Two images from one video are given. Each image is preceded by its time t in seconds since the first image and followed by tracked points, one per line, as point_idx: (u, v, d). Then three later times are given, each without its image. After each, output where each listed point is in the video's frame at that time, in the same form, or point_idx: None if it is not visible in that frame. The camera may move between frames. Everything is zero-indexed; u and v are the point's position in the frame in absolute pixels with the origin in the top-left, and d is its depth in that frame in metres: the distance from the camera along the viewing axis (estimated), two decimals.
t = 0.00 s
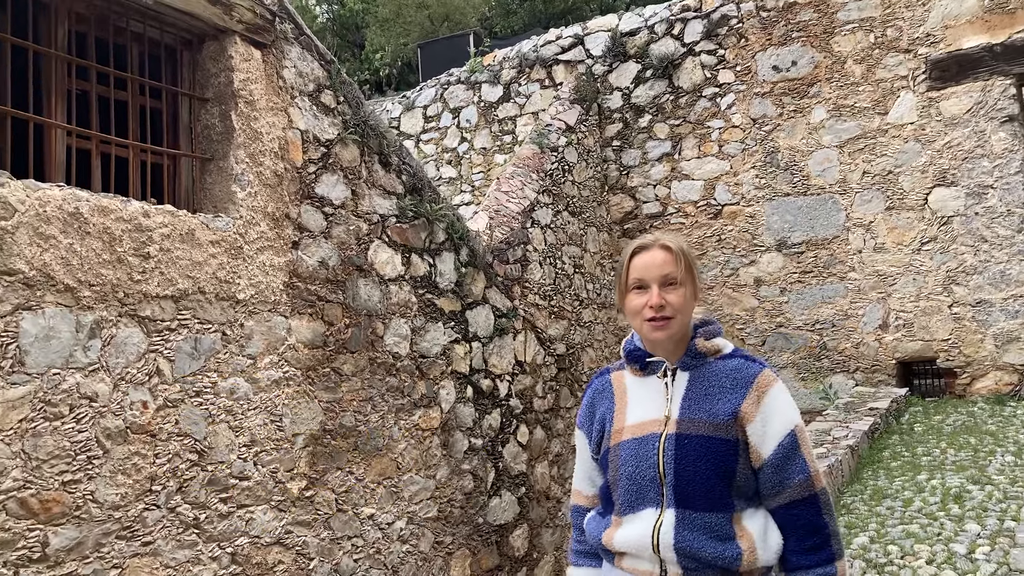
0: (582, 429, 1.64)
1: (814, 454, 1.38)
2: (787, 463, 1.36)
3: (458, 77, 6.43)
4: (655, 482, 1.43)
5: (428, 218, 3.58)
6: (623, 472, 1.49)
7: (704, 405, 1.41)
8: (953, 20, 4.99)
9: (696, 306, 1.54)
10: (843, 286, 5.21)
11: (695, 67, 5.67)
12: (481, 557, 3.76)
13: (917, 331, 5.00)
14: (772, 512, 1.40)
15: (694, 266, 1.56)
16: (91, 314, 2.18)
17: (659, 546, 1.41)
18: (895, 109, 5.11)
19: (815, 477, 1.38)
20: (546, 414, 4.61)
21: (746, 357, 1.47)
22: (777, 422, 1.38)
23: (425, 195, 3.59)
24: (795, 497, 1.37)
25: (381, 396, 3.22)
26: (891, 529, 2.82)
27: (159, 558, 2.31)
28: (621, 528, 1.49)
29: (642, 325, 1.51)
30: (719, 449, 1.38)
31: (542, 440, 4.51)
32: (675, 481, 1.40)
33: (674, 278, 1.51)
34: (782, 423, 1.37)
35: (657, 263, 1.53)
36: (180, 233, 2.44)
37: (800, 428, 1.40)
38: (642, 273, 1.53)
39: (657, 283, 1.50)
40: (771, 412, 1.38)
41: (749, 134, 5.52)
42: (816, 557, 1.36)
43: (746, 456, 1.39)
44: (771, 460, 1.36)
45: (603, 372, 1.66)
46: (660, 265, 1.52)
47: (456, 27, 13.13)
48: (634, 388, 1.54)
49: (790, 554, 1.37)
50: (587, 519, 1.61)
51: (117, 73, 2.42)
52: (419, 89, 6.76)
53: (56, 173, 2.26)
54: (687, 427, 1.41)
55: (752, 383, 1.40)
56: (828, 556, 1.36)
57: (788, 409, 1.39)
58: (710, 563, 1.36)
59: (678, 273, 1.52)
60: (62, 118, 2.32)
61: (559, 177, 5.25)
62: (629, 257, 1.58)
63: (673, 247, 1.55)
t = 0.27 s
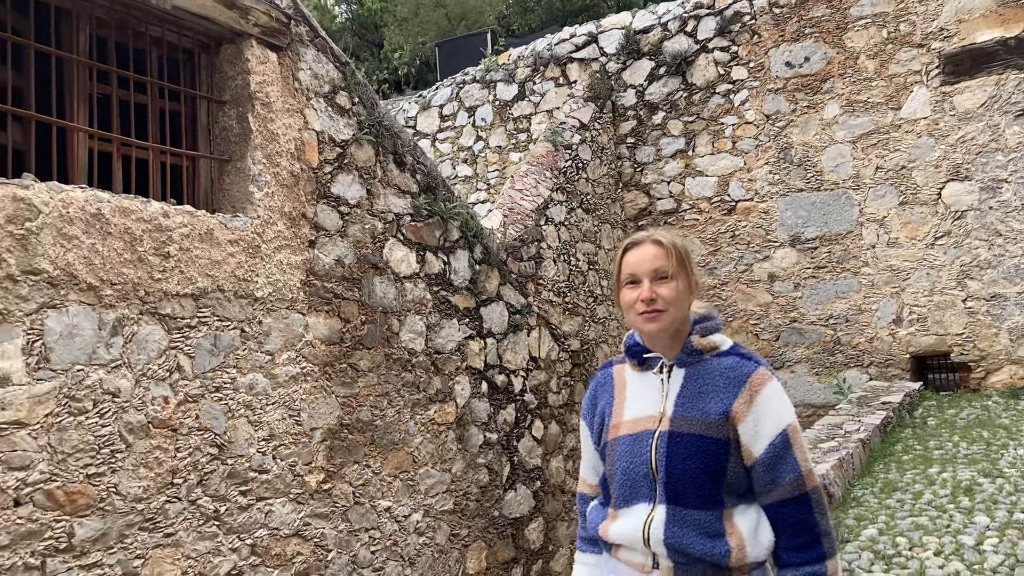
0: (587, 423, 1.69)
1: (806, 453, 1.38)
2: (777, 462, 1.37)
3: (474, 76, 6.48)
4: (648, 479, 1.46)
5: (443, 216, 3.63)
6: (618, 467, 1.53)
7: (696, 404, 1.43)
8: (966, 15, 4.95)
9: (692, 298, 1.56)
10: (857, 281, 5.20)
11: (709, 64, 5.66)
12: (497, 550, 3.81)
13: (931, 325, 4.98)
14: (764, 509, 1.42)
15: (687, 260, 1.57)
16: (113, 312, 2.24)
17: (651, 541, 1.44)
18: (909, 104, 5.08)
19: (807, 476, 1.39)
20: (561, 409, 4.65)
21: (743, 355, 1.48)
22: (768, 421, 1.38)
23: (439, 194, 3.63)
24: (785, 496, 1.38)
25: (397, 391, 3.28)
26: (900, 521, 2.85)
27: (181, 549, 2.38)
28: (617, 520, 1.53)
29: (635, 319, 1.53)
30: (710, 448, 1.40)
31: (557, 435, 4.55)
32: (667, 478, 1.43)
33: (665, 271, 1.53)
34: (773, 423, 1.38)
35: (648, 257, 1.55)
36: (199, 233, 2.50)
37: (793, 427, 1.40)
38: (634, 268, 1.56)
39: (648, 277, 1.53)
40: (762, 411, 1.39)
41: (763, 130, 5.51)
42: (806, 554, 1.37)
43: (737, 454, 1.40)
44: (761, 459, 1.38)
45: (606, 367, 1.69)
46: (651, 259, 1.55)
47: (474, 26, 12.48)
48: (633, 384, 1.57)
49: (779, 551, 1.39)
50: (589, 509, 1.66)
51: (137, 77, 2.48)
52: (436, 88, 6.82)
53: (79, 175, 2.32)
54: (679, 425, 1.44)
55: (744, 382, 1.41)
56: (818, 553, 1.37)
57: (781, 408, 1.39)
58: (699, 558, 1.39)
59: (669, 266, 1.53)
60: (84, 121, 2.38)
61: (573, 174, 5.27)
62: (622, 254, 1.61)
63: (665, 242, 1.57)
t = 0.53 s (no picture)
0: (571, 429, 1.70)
1: (778, 461, 1.38)
2: (750, 470, 1.37)
3: (487, 76, 6.51)
4: (624, 486, 1.47)
5: (454, 218, 3.64)
6: (597, 473, 1.54)
7: (673, 412, 1.44)
8: (980, 12, 4.84)
9: (673, 309, 1.55)
10: (870, 281, 5.14)
11: (722, 63, 5.60)
12: (509, 549, 3.83)
13: (946, 325, 4.90)
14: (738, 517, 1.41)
15: (669, 272, 1.56)
16: (126, 315, 2.29)
17: (627, 547, 1.45)
18: (923, 103, 4.99)
19: (779, 483, 1.38)
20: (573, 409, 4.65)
21: (721, 364, 1.47)
22: (742, 430, 1.38)
23: (449, 196, 3.64)
24: (758, 504, 1.37)
25: (408, 392, 3.30)
26: (907, 522, 2.84)
27: (193, 548, 2.42)
28: (595, 526, 1.54)
29: (617, 331, 1.53)
30: (685, 456, 1.40)
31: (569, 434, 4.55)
32: (642, 485, 1.44)
33: (646, 284, 1.52)
34: (747, 431, 1.38)
35: (629, 269, 1.54)
36: (211, 237, 2.53)
37: (767, 435, 1.40)
38: (616, 280, 1.55)
39: (630, 289, 1.52)
40: (736, 420, 1.38)
41: (776, 129, 5.45)
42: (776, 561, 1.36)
43: (711, 462, 1.40)
44: (735, 467, 1.37)
45: (590, 374, 1.70)
46: (633, 271, 1.53)
47: (492, 25, 11.94)
48: (615, 392, 1.59)
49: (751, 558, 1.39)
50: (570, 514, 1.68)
51: (149, 84, 2.52)
52: (450, 88, 6.84)
53: (93, 181, 2.37)
54: (656, 433, 1.44)
55: (720, 391, 1.41)
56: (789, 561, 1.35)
57: (755, 417, 1.39)
58: (672, 564, 1.40)
59: (650, 278, 1.52)
60: (97, 128, 2.42)
61: (585, 174, 5.27)
62: (605, 264, 1.60)
63: (646, 253, 1.56)
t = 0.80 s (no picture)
0: (520, 428, 1.63)
1: (737, 459, 1.39)
2: (711, 468, 1.37)
3: (498, 74, 6.48)
4: (587, 484, 1.43)
5: (460, 217, 3.63)
6: (557, 472, 1.48)
7: (635, 411, 1.42)
8: (993, 8, 4.78)
9: (638, 314, 1.56)
10: (881, 279, 5.05)
11: (732, 60, 5.56)
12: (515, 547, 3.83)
13: (957, 323, 4.81)
14: (696, 514, 1.42)
15: (638, 277, 1.57)
16: (131, 314, 2.31)
17: (590, 546, 1.41)
18: (935, 99, 4.93)
19: (738, 481, 1.39)
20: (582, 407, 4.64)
21: (679, 367, 1.48)
22: (703, 429, 1.39)
23: (456, 195, 3.63)
24: (718, 501, 1.38)
25: (414, 389, 3.31)
26: (911, 521, 2.83)
27: (199, 544, 2.45)
28: (554, 527, 1.49)
29: (584, 329, 1.51)
30: (648, 454, 1.39)
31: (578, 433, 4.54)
32: (606, 484, 1.41)
33: (617, 285, 1.52)
34: (708, 430, 1.38)
35: (603, 269, 1.53)
36: (216, 237, 2.55)
37: (726, 435, 1.41)
38: (587, 278, 1.53)
39: (602, 289, 1.50)
40: (699, 419, 1.39)
41: (787, 126, 5.40)
42: (735, 555, 1.37)
43: (673, 461, 1.40)
44: (696, 465, 1.37)
45: (541, 373, 1.65)
46: (605, 271, 1.52)
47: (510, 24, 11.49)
48: (571, 391, 1.54)
49: (711, 552, 1.39)
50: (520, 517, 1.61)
51: (155, 85, 2.54)
52: (461, 86, 6.82)
53: (100, 182, 2.39)
54: (619, 432, 1.42)
55: (682, 392, 1.41)
56: (748, 556, 1.37)
57: (715, 417, 1.40)
58: (637, 561, 1.37)
59: (622, 280, 1.52)
60: (104, 129, 2.45)
61: (594, 172, 5.24)
62: (578, 262, 1.58)
63: (620, 256, 1.56)
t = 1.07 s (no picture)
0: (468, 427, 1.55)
1: (691, 455, 1.39)
2: (667, 464, 1.37)
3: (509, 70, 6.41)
4: (545, 483, 1.39)
5: (467, 214, 3.61)
6: (515, 472, 1.43)
7: (591, 409, 1.39)
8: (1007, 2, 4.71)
9: (592, 315, 1.51)
10: (893, 275, 4.99)
11: (743, 56, 5.49)
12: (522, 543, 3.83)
13: (969, 320, 4.76)
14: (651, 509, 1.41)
15: (592, 277, 1.52)
16: (136, 310, 2.33)
17: (549, 545, 1.37)
18: (947, 94, 4.89)
19: (691, 476, 1.40)
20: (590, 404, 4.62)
21: (631, 365, 1.46)
22: (659, 426, 1.38)
23: (462, 191, 3.62)
24: (673, 496, 1.39)
25: (420, 386, 3.30)
26: (917, 520, 2.81)
27: (203, 538, 2.47)
28: (510, 526, 1.43)
29: (538, 331, 1.45)
30: (606, 452, 1.36)
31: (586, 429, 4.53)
32: (566, 482, 1.37)
33: (572, 287, 1.46)
34: (664, 428, 1.38)
35: (557, 271, 1.47)
36: (221, 233, 2.57)
37: (678, 432, 1.41)
38: (542, 280, 1.47)
39: (557, 291, 1.45)
40: (655, 417, 1.38)
41: (797, 122, 5.33)
42: (691, 549, 1.38)
43: (629, 458, 1.38)
44: (653, 462, 1.37)
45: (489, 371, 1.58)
46: (560, 273, 1.46)
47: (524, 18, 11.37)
48: (524, 390, 1.48)
49: (667, 547, 1.40)
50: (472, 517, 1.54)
51: (161, 83, 2.55)
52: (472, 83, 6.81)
53: (106, 179, 2.41)
54: (577, 431, 1.38)
55: (637, 390, 1.40)
56: (703, 550, 1.39)
57: (670, 414, 1.40)
58: (597, 557, 1.35)
59: (577, 282, 1.47)
60: (110, 127, 2.46)
61: (604, 169, 5.18)
62: (531, 263, 1.51)
63: (574, 256, 1.50)
